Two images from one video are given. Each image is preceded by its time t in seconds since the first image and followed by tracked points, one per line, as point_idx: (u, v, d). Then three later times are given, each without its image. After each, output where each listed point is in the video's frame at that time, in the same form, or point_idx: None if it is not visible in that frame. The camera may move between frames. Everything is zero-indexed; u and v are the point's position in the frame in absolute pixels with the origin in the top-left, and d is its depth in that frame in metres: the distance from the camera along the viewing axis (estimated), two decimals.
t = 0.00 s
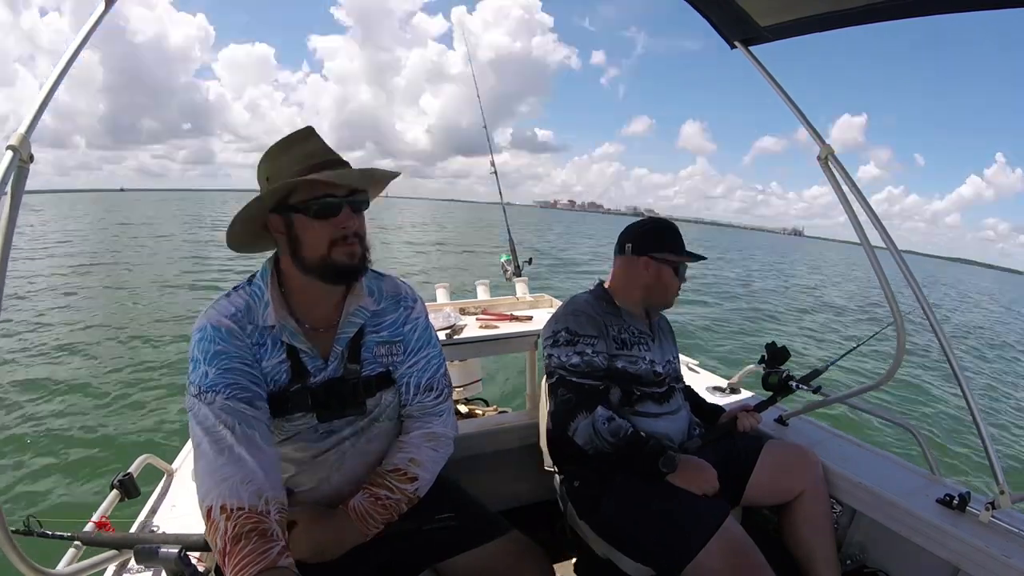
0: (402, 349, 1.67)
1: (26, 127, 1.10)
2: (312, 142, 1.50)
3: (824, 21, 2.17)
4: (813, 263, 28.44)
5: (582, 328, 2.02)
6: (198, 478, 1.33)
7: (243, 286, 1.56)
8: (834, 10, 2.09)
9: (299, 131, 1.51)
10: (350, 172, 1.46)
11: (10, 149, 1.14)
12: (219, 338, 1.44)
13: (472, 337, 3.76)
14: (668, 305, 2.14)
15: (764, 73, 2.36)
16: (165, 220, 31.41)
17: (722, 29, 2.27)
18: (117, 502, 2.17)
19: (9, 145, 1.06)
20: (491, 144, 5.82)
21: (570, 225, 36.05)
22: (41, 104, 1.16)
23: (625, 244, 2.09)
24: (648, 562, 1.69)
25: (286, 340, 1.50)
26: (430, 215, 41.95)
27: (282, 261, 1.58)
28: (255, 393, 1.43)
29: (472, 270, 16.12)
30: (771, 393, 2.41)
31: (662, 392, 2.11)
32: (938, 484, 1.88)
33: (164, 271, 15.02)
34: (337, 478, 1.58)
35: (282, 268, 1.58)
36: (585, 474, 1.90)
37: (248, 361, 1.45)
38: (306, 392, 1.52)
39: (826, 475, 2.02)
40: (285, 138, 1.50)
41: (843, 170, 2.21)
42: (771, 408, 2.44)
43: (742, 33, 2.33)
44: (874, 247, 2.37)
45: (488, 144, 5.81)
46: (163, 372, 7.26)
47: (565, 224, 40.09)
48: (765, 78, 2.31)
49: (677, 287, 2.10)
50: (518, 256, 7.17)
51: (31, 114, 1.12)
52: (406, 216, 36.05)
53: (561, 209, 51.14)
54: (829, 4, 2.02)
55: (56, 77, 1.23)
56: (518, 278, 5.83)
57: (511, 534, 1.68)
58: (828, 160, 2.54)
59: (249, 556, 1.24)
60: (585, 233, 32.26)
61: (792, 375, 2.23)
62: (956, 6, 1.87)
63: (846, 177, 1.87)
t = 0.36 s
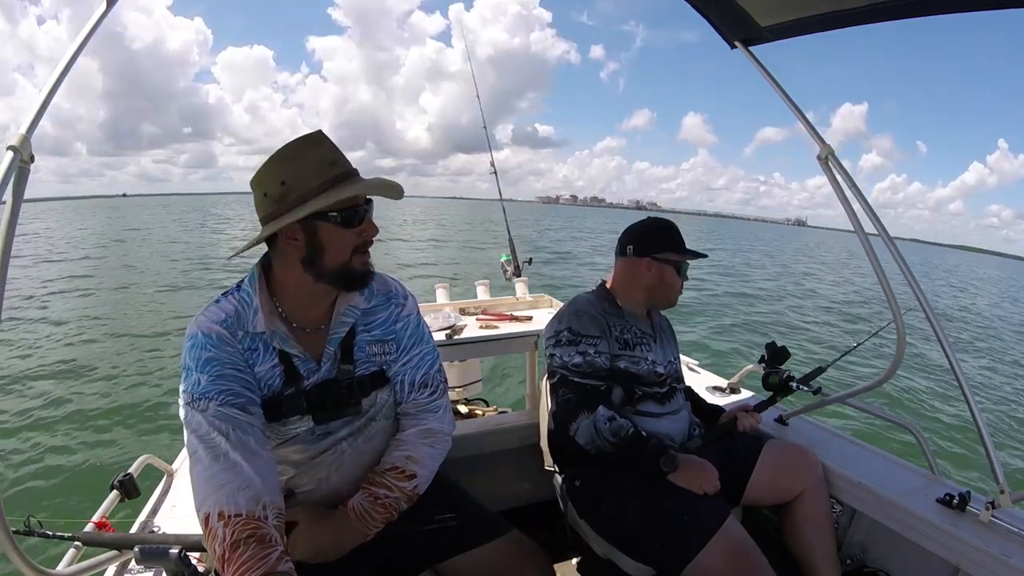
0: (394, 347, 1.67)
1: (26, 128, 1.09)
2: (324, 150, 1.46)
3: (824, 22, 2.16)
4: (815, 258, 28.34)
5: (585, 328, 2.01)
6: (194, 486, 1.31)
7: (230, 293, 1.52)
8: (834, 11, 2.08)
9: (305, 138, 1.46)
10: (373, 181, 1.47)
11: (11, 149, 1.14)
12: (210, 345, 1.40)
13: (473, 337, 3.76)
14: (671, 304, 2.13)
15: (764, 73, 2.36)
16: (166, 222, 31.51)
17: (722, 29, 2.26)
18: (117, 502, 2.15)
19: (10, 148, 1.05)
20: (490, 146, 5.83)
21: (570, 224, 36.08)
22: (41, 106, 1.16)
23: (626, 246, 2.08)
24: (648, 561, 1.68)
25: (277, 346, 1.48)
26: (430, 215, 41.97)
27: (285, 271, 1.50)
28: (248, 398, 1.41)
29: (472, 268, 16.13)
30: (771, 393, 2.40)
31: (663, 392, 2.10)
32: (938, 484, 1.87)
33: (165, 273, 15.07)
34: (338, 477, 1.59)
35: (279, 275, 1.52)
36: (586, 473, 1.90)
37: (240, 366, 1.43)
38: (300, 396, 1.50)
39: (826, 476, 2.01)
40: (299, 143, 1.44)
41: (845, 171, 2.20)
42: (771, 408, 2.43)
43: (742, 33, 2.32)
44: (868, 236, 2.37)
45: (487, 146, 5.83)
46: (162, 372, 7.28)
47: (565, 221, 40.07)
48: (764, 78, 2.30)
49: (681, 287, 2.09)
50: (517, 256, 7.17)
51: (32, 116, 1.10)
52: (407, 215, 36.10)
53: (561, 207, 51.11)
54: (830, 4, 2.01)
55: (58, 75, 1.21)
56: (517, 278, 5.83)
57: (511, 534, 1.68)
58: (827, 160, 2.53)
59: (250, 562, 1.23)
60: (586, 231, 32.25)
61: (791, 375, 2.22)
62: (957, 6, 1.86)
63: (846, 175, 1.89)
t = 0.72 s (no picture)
0: (396, 347, 1.65)
1: (27, 128, 1.07)
2: (321, 150, 1.43)
3: (825, 22, 2.12)
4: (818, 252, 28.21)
5: (590, 327, 1.99)
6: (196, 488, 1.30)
7: (230, 294, 1.50)
8: (835, 11, 2.03)
9: (302, 138, 1.44)
10: (371, 182, 1.43)
11: (11, 148, 1.11)
12: (209, 347, 1.39)
13: (473, 336, 3.74)
14: (673, 306, 2.10)
15: (764, 74, 2.31)
16: (167, 219, 31.54)
17: (722, 28, 2.23)
18: (116, 503, 2.13)
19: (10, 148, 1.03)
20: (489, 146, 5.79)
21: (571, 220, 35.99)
22: (42, 105, 1.13)
23: (630, 246, 2.05)
24: (649, 561, 1.65)
25: (277, 346, 1.45)
26: (431, 209, 41.85)
27: (285, 272, 1.48)
28: (249, 400, 1.39)
29: (472, 263, 16.09)
30: (771, 393, 2.36)
31: (664, 392, 2.07)
32: (938, 484, 1.84)
33: (166, 270, 15.08)
34: (339, 476, 1.57)
35: (279, 277, 1.49)
36: (587, 472, 1.88)
37: (240, 367, 1.40)
38: (301, 397, 1.48)
39: (826, 475, 1.99)
40: (297, 143, 1.42)
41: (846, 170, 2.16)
42: (771, 407, 2.40)
43: (742, 33, 2.28)
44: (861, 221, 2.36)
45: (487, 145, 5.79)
46: (162, 370, 7.28)
47: (567, 215, 39.91)
48: (764, 79, 2.27)
49: (683, 287, 2.05)
50: (517, 256, 7.14)
51: (31, 115, 1.09)
52: (408, 211, 36.04)
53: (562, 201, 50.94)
54: (830, 4, 1.97)
55: (56, 73, 1.18)
56: (518, 277, 5.80)
57: (511, 534, 1.67)
58: (828, 159, 2.49)
59: (253, 562, 1.21)
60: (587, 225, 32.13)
61: (792, 375, 2.18)
62: (960, 7, 1.82)
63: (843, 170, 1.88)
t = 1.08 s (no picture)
0: (399, 348, 1.68)
1: (27, 128, 1.12)
2: (325, 150, 1.45)
3: (825, 21, 2.14)
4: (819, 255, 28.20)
5: (610, 321, 2.01)
6: (197, 484, 1.33)
7: (235, 291, 1.53)
8: (835, 10, 2.06)
9: (306, 138, 1.45)
10: (372, 182, 1.45)
11: (12, 149, 1.17)
12: (213, 344, 1.42)
13: (472, 336, 3.78)
14: (674, 305, 2.14)
15: (764, 73, 2.34)
16: (167, 213, 31.55)
17: (722, 28, 2.25)
18: (116, 502, 2.16)
19: (9, 146, 1.08)
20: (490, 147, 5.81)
21: (572, 221, 35.97)
22: (42, 107, 1.18)
23: (633, 245, 2.06)
24: (650, 561, 1.70)
25: (281, 345, 1.49)
26: (432, 207, 41.82)
27: (290, 271, 1.51)
28: (251, 398, 1.42)
29: (472, 261, 16.10)
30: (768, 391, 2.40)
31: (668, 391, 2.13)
32: (938, 484, 1.87)
33: (166, 265, 15.10)
34: (342, 476, 1.60)
35: (284, 276, 1.53)
36: (588, 471, 1.94)
37: (243, 365, 1.44)
38: (303, 396, 1.51)
39: (826, 475, 2.01)
40: (300, 143, 1.44)
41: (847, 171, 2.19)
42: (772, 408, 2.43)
43: (742, 33, 2.31)
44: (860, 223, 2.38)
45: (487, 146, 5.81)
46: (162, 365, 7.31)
47: (567, 214, 39.92)
48: (764, 78, 2.29)
49: (685, 288, 2.09)
50: (517, 255, 7.16)
51: (32, 115, 1.15)
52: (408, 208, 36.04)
53: (564, 200, 50.94)
54: (830, 4, 1.99)
55: (58, 74, 1.24)
56: (518, 277, 5.82)
57: (511, 534, 1.70)
58: (828, 160, 2.52)
59: (254, 560, 1.24)
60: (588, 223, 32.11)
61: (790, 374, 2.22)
62: (959, 6, 1.84)
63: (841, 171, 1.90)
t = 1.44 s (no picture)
0: (398, 348, 1.70)
1: (28, 128, 1.13)
2: (333, 151, 1.48)
3: (824, 22, 2.17)
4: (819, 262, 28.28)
5: (611, 320, 2.01)
6: (195, 484, 1.32)
7: (234, 291, 1.53)
8: (834, 11, 2.08)
9: (314, 140, 1.47)
10: (377, 186, 1.48)
11: (11, 149, 1.17)
12: (213, 344, 1.42)
13: (472, 337, 3.80)
14: (677, 306, 2.15)
15: (765, 74, 2.37)
16: (169, 216, 31.69)
17: (722, 28, 2.28)
18: (116, 501, 2.17)
19: (9, 146, 1.08)
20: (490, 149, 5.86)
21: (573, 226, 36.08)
22: (41, 106, 1.19)
23: (635, 246, 2.08)
24: (649, 561, 1.70)
25: (280, 345, 1.49)
26: (433, 212, 41.95)
27: (292, 272, 1.52)
28: (252, 399, 1.42)
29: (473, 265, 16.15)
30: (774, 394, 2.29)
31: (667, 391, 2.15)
32: (938, 484, 1.87)
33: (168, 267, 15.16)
34: (340, 476, 1.61)
35: (285, 276, 1.54)
36: (587, 470, 1.93)
37: (243, 366, 1.44)
38: (302, 395, 1.52)
39: (827, 475, 2.01)
40: (309, 145, 1.47)
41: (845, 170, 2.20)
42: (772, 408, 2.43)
43: (742, 33, 2.34)
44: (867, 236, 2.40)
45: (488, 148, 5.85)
46: (163, 366, 7.35)
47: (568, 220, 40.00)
48: (765, 78, 2.31)
49: (687, 288, 2.08)
50: (517, 256, 7.19)
51: (30, 114, 1.15)
52: (410, 212, 36.17)
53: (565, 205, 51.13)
54: (830, 4, 2.01)
55: (55, 75, 1.24)
56: (518, 278, 5.84)
57: (511, 534, 1.72)
58: (828, 160, 2.54)
59: (252, 560, 1.23)
60: (588, 229, 32.20)
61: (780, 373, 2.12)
62: (956, 6, 1.86)
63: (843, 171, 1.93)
